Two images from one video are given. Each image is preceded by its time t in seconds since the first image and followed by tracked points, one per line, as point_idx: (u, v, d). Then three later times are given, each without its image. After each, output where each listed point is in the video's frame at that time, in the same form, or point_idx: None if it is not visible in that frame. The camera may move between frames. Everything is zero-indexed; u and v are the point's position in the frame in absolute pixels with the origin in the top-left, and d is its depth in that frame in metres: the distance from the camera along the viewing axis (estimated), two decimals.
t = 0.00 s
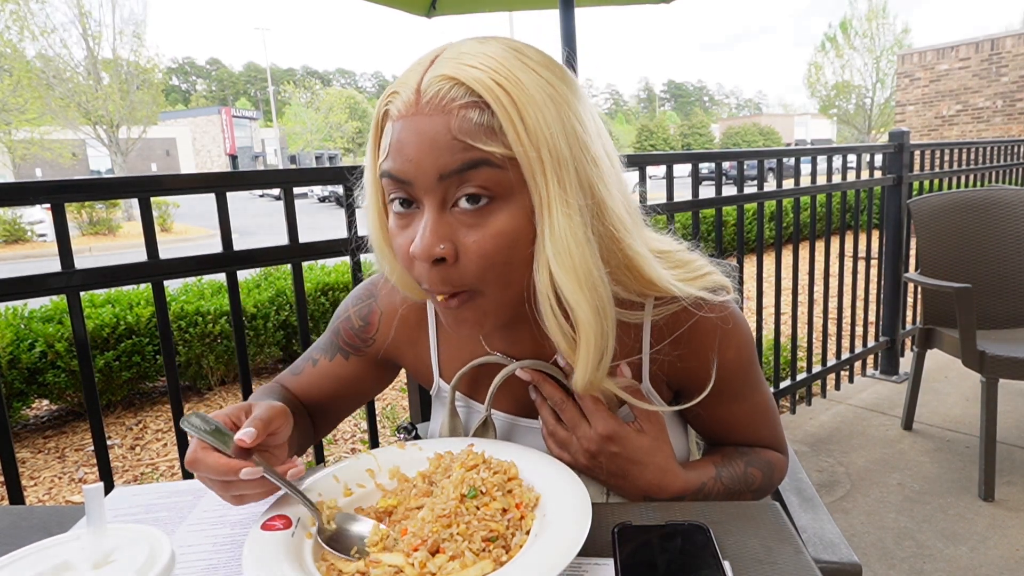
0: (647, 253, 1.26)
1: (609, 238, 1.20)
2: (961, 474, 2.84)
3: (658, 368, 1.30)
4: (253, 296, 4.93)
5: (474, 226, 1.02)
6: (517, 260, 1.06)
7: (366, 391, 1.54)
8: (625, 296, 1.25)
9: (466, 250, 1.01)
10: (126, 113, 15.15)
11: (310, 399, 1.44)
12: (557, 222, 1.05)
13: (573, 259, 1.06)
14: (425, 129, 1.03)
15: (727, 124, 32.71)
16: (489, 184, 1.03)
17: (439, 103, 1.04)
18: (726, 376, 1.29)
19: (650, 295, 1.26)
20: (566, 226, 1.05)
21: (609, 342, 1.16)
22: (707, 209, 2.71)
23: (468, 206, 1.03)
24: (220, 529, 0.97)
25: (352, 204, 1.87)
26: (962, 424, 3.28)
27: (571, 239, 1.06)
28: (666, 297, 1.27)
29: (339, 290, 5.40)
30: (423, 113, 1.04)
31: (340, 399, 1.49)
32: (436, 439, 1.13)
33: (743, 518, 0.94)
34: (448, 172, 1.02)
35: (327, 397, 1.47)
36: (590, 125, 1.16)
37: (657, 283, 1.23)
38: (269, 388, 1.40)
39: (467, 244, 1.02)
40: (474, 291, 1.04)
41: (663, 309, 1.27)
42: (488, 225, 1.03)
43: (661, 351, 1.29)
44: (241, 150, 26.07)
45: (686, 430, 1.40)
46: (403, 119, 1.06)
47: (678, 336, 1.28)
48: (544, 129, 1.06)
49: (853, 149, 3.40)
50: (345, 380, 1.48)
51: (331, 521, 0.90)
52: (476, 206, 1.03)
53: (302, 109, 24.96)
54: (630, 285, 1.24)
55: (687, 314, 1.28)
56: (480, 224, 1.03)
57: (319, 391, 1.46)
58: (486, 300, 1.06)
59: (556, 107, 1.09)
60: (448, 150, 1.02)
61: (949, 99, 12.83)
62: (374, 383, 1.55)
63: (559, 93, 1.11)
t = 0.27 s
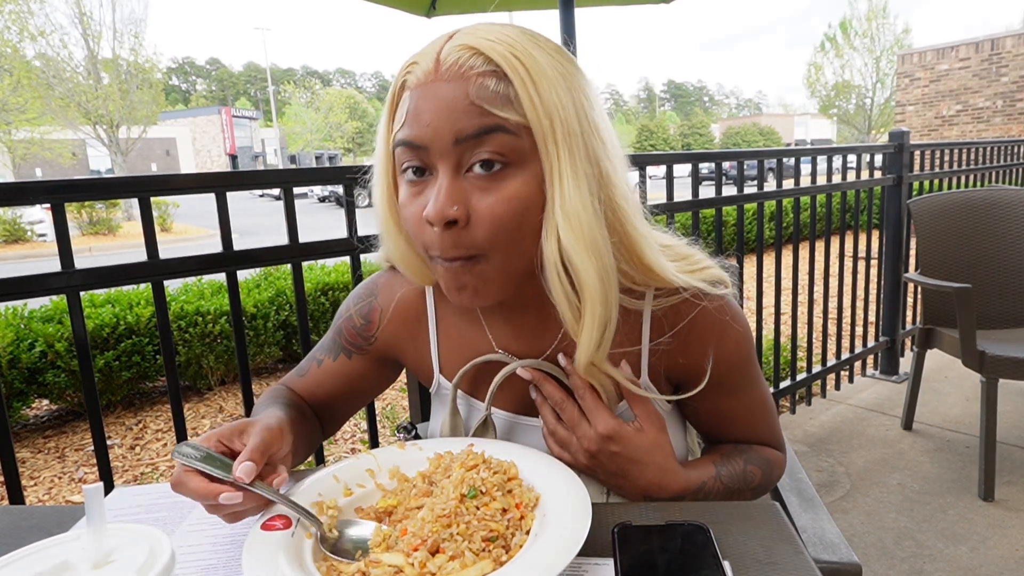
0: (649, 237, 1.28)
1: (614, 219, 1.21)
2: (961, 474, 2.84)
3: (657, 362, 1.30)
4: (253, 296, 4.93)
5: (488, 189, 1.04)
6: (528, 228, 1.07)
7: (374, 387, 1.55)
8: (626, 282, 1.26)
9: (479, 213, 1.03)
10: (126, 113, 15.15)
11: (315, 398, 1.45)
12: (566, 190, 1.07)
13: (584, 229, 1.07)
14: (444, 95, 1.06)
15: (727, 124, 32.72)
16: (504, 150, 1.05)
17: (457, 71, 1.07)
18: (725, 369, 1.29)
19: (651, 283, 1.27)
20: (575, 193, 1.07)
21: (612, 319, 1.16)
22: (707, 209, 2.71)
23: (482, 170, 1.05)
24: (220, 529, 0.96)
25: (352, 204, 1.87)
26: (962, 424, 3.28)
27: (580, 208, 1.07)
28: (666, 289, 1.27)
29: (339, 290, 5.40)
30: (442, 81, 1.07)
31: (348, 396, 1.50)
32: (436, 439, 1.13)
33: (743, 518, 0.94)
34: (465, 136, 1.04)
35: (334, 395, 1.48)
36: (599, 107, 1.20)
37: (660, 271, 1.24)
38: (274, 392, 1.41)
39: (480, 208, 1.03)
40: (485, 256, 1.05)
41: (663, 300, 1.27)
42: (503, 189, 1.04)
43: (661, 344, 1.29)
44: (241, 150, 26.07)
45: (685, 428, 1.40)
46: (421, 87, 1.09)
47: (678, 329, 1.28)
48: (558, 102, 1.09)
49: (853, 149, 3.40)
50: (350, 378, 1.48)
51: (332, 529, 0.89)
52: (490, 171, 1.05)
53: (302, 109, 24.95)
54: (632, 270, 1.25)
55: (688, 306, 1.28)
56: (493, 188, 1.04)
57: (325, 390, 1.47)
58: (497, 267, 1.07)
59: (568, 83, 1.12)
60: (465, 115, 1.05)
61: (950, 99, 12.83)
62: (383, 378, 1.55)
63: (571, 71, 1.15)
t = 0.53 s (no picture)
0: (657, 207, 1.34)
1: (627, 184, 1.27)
2: (961, 474, 2.84)
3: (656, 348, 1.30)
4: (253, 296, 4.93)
5: (521, 138, 1.12)
6: (555, 179, 1.14)
7: (387, 368, 1.54)
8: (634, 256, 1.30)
9: (514, 156, 1.10)
10: (126, 113, 15.14)
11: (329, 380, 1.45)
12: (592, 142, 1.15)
13: (606, 180, 1.14)
14: (483, 53, 1.15)
15: (727, 124, 32.73)
16: (537, 106, 1.13)
17: (496, 34, 1.17)
18: (724, 356, 1.29)
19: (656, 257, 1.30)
20: (600, 144, 1.15)
21: (627, 272, 1.22)
22: (707, 209, 2.71)
23: (516, 122, 1.13)
24: (220, 529, 0.97)
25: (352, 204, 1.87)
26: (962, 424, 3.28)
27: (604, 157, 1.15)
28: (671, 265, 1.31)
29: (339, 290, 5.40)
30: (482, 41, 1.17)
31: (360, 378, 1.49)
32: (436, 439, 1.13)
33: (743, 518, 0.94)
34: (502, 90, 1.13)
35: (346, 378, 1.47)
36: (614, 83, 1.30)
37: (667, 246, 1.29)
38: (285, 377, 1.43)
39: (514, 152, 1.11)
40: (514, 197, 1.11)
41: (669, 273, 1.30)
42: (534, 139, 1.12)
43: (661, 328, 1.29)
44: (241, 150, 26.06)
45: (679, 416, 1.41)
46: (462, 46, 1.18)
47: (679, 314, 1.28)
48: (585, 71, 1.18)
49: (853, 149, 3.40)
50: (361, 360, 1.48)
51: (333, 533, 0.89)
52: (524, 122, 1.13)
53: (302, 109, 24.94)
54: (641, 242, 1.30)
55: (693, 283, 1.29)
56: (526, 135, 1.12)
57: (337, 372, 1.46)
58: (526, 211, 1.13)
59: (591, 55, 1.23)
60: (502, 69, 1.14)
61: (950, 99, 12.83)
62: (395, 361, 1.54)
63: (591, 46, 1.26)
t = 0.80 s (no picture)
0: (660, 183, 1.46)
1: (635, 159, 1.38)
2: (961, 474, 2.84)
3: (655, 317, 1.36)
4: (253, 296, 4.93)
5: (552, 109, 1.24)
6: (579, 147, 1.27)
7: (408, 345, 1.60)
8: (641, 224, 1.41)
9: (547, 124, 1.22)
10: (126, 113, 15.14)
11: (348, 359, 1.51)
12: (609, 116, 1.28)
13: (621, 148, 1.28)
14: (518, 34, 1.28)
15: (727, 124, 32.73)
16: (565, 82, 1.26)
17: (530, 19, 1.30)
18: (718, 324, 1.35)
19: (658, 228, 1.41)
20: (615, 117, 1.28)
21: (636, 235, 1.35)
22: (708, 209, 2.71)
23: (546, 95, 1.25)
24: (220, 529, 0.96)
25: (352, 204, 1.87)
26: (962, 424, 3.28)
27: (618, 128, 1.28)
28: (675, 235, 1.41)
29: (339, 290, 5.40)
30: (517, 24, 1.29)
31: (383, 354, 1.56)
32: (437, 439, 1.13)
33: (743, 518, 0.94)
34: (535, 66, 1.25)
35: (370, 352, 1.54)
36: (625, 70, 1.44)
37: (671, 218, 1.40)
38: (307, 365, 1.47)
39: (546, 121, 1.23)
40: (545, 159, 1.23)
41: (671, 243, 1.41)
42: (563, 111, 1.24)
43: (661, 294, 1.36)
44: (240, 150, 26.06)
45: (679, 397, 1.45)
46: (498, 28, 1.30)
47: (677, 281, 1.37)
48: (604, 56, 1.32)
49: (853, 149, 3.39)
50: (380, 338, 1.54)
51: (344, 535, 0.89)
52: (553, 95, 1.25)
53: (302, 109, 24.94)
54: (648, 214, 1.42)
55: (693, 255, 1.38)
56: (556, 106, 1.25)
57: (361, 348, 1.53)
58: (554, 173, 1.25)
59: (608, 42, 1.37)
60: (536, 49, 1.26)
61: (949, 99, 12.82)
62: (412, 339, 1.59)
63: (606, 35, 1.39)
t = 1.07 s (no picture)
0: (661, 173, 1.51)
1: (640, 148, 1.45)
2: (961, 473, 2.84)
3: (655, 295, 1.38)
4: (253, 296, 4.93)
5: (568, 99, 1.31)
6: (591, 134, 1.34)
7: (438, 334, 1.62)
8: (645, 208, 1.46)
9: (564, 112, 1.29)
10: (126, 113, 15.14)
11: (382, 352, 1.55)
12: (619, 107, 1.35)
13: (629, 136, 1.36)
14: (536, 33, 1.36)
15: (727, 124, 32.72)
16: (579, 76, 1.33)
17: (546, 20, 1.38)
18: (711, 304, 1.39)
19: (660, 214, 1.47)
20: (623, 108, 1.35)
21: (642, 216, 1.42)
22: (707, 208, 2.71)
23: (562, 87, 1.32)
24: (220, 529, 0.96)
25: (352, 204, 1.87)
26: (962, 424, 3.28)
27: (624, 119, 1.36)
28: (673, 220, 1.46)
29: (339, 290, 5.40)
30: (534, 24, 1.37)
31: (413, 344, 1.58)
32: (437, 439, 1.13)
33: (743, 518, 0.94)
34: (552, 61, 1.32)
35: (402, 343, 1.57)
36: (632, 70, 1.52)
37: (671, 201, 1.45)
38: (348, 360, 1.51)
39: (563, 109, 1.30)
40: (563, 144, 1.30)
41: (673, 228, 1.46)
42: (578, 101, 1.32)
43: (660, 271, 1.39)
44: (241, 150, 26.05)
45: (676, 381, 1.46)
46: (519, 27, 1.38)
47: (676, 261, 1.40)
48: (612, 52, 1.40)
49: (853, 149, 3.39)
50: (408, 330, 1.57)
51: (348, 535, 0.90)
52: (568, 87, 1.32)
53: (302, 109, 24.94)
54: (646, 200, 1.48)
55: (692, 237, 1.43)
56: (571, 97, 1.32)
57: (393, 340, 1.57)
58: (569, 158, 1.32)
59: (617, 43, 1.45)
60: (554, 45, 1.34)
61: (949, 99, 12.82)
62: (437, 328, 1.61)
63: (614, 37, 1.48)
